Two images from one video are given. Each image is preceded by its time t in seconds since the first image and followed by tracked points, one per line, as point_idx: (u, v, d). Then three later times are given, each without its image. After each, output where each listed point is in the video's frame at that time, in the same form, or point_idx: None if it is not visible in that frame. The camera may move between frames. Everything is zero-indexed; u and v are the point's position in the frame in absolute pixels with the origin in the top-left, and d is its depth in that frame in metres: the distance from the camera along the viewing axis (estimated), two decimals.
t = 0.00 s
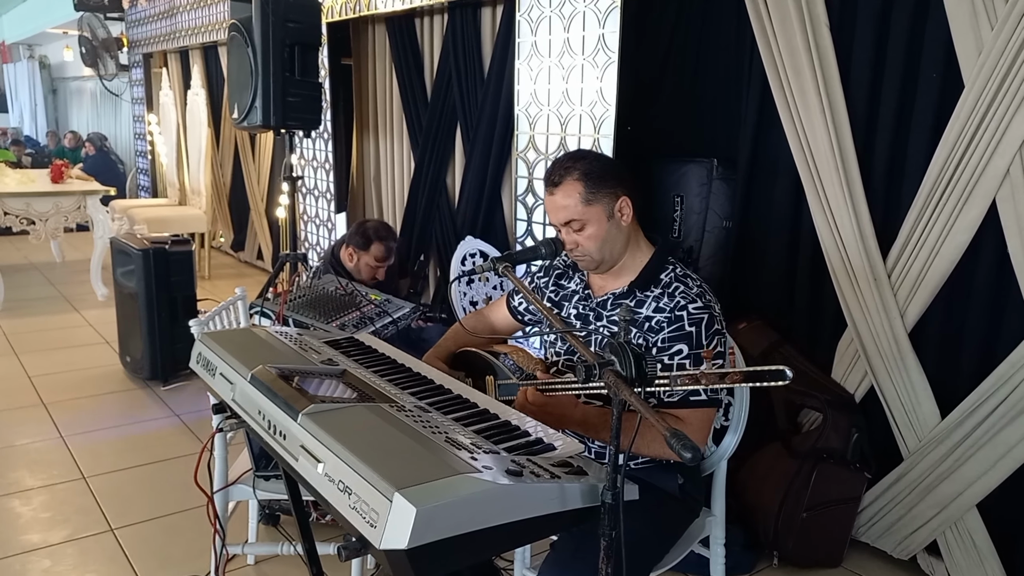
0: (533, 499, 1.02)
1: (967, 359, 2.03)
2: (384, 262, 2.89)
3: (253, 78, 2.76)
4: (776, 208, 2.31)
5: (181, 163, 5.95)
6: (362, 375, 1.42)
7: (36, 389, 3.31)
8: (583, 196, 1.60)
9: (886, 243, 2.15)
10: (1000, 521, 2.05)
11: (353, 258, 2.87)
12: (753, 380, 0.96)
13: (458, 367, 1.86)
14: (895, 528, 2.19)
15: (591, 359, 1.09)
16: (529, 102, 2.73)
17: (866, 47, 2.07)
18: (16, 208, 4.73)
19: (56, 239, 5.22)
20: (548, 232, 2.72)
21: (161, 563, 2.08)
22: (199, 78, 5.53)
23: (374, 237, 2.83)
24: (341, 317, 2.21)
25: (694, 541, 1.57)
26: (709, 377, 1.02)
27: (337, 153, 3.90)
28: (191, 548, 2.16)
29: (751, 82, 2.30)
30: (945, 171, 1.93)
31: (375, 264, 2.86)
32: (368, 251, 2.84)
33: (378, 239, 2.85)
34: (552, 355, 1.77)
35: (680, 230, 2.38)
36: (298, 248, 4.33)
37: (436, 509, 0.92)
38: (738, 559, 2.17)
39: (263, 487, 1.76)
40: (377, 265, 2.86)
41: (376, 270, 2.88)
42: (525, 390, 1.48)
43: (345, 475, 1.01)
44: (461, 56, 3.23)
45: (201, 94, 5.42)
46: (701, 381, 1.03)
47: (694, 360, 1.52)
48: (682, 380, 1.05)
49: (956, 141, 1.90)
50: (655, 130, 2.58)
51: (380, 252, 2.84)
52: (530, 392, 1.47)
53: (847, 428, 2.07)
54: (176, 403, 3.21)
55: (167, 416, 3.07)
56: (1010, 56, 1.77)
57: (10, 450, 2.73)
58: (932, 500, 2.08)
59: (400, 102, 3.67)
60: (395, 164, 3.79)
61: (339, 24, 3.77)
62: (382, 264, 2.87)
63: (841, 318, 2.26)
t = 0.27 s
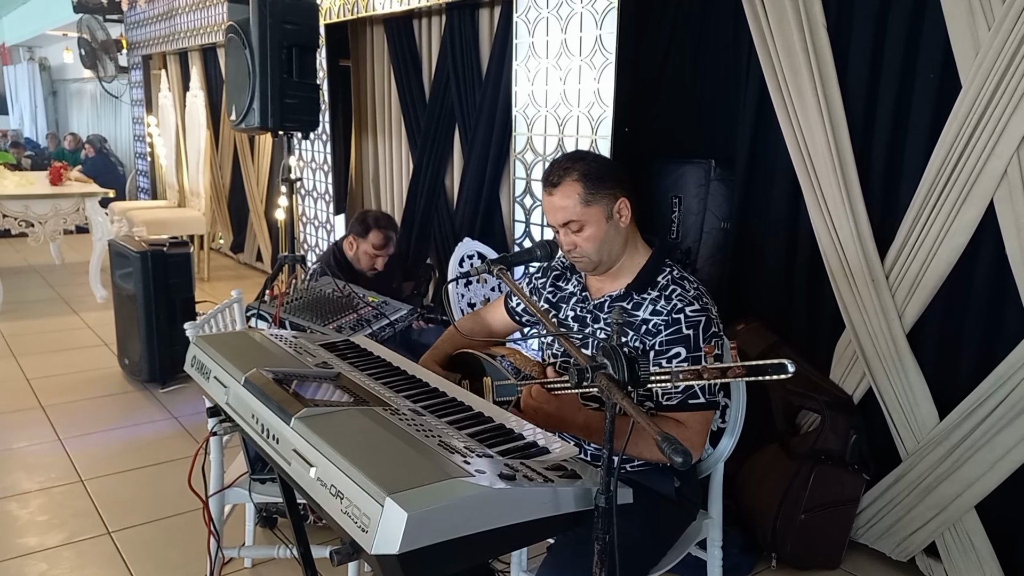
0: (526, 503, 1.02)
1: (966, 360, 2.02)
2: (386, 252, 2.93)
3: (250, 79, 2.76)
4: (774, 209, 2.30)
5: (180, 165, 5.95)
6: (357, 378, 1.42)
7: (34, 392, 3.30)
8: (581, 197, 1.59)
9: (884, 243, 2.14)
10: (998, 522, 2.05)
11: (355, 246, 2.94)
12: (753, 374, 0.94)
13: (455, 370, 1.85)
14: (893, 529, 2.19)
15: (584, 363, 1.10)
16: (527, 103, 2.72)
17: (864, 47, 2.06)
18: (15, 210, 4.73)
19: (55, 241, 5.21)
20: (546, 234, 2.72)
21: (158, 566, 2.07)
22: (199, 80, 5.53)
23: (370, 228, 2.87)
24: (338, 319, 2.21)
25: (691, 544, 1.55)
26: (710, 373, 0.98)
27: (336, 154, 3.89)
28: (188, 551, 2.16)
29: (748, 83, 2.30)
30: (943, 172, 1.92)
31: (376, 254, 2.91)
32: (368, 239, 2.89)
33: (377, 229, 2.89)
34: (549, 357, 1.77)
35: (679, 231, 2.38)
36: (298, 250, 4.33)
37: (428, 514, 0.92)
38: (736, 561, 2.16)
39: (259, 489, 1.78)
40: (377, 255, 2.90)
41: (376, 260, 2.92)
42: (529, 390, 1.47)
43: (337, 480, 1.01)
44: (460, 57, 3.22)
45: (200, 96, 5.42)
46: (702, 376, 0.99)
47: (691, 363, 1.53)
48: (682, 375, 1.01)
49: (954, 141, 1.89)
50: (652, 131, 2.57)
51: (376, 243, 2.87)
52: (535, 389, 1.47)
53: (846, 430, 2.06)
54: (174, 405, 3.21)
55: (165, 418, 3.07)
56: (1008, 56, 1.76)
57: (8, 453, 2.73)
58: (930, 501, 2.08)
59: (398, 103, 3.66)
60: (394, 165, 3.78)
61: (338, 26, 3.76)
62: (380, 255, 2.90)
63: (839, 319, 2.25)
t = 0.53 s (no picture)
0: (523, 504, 1.02)
1: (965, 360, 2.02)
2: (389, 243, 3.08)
3: (249, 80, 2.76)
4: (773, 209, 2.30)
5: (180, 166, 5.95)
6: (355, 379, 1.42)
7: (33, 393, 3.30)
8: (577, 200, 1.59)
9: (883, 244, 2.14)
10: (998, 522, 2.04)
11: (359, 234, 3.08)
12: (747, 378, 0.96)
13: (454, 371, 1.85)
14: (893, 530, 2.18)
15: (580, 364, 1.08)
16: (526, 104, 2.72)
17: (863, 47, 2.06)
18: (14, 211, 4.74)
19: (54, 243, 5.22)
20: (545, 234, 2.71)
21: (157, 567, 2.07)
22: (198, 81, 5.53)
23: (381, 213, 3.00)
24: (337, 320, 2.21)
25: (690, 544, 1.55)
26: (705, 377, 1.01)
27: (335, 155, 3.90)
28: (187, 552, 2.16)
29: (747, 84, 2.30)
30: (942, 172, 1.92)
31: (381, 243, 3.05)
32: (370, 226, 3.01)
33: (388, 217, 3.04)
34: (547, 358, 1.77)
35: (678, 231, 2.38)
36: (298, 251, 4.32)
37: (424, 515, 0.92)
38: (735, 561, 2.16)
39: (257, 490, 1.79)
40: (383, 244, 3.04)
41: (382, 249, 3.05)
42: (539, 391, 1.38)
43: (333, 481, 1.01)
44: (459, 57, 3.22)
45: (200, 97, 5.42)
46: (698, 379, 1.02)
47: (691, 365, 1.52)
48: (678, 379, 1.04)
49: (953, 141, 1.89)
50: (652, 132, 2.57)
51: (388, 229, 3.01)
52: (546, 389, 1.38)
53: (845, 430, 2.06)
54: (173, 406, 3.21)
55: (165, 419, 3.07)
56: (1007, 56, 1.76)
57: (7, 455, 2.73)
58: (930, 502, 2.08)
59: (397, 104, 3.66)
60: (393, 166, 3.78)
61: (337, 27, 3.76)
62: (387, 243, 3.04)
63: (839, 319, 2.25)
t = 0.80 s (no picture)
0: (523, 505, 1.02)
1: (966, 361, 2.02)
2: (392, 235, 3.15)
3: (250, 80, 2.76)
4: (773, 209, 2.30)
5: (180, 166, 5.95)
6: (354, 379, 1.42)
7: (33, 393, 3.31)
8: (580, 199, 1.58)
9: (883, 245, 2.14)
10: (998, 524, 2.04)
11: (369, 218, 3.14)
12: (749, 379, 0.95)
13: (453, 371, 1.85)
14: (892, 531, 2.18)
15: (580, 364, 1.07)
16: (526, 104, 2.72)
17: (863, 48, 2.06)
18: (14, 212, 4.74)
19: (54, 243, 5.22)
20: (545, 235, 2.71)
21: (157, 568, 2.07)
22: (198, 81, 5.53)
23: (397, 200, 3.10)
24: (337, 320, 2.21)
25: (690, 545, 1.54)
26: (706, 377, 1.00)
27: (335, 156, 3.90)
28: (186, 553, 2.16)
29: (748, 84, 2.30)
30: (942, 173, 1.92)
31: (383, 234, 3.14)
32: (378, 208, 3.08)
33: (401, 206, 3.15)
34: (546, 358, 1.77)
35: (678, 232, 2.38)
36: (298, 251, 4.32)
37: (424, 516, 0.91)
38: (735, 562, 2.16)
39: (257, 491, 1.79)
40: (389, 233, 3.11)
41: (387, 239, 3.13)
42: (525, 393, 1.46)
43: (333, 482, 1.01)
44: (459, 58, 3.22)
45: (200, 97, 5.43)
46: (699, 381, 1.01)
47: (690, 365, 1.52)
48: (680, 381, 1.04)
49: (953, 142, 1.89)
50: (653, 132, 2.57)
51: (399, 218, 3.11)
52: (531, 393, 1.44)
53: (845, 431, 2.06)
54: (173, 406, 3.21)
55: (164, 420, 3.06)
56: (1007, 56, 1.76)
57: (6, 455, 2.73)
58: (930, 503, 2.07)
59: (398, 104, 3.66)
60: (393, 166, 3.78)
61: (337, 27, 3.76)
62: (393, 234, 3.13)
63: (839, 320, 2.25)
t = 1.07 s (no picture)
0: (524, 507, 1.02)
1: (966, 363, 2.02)
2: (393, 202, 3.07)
3: (250, 81, 2.75)
4: (774, 211, 2.30)
5: (180, 166, 5.95)
6: (356, 381, 1.42)
7: (33, 394, 3.31)
8: (585, 201, 1.58)
9: (883, 246, 2.14)
10: (998, 525, 2.04)
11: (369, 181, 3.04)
12: (750, 390, 1.01)
13: (454, 373, 1.84)
14: (892, 533, 2.18)
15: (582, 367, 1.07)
16: (527, 105, 2.72)
17: (864, 49, 2.06)
18: (14, 212, 4.75)
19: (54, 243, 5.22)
20: (546, 236, 2.71)
21: (157, 568, 2.07)
22: (199, 81, 5.54)
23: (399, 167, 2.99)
24: (338, 321, 2.21)
25: (690, 546, 1.54)
26: (708, 388, 1.04)
27: (336, 156, 3.90)
28: (187, 553, 2.16)
29: (748, 86, 2.30)
30: (943, 175, 1.92)
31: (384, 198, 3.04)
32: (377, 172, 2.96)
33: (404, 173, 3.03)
34: (547, 360, 1.76)
35: (678, 233, 2.38)
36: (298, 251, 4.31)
37: (425, 518, 0.91)
38: (735, 563, 2.16)
39: (258, 492, 1.79)
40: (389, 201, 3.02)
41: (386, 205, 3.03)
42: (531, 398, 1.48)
43: (334, 484, 1.01)
44: (460, 59, 3.22)
45: (200, 97, 5.43)
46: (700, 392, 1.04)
47: (695, 366, 1.52)
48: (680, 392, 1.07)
49: (954, 144, 1.89)
50: (653, 133, 2.58)
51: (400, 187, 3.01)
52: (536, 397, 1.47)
53: (846, 433, 2.06)
54: (173, 407, 3.21)
55: (164, 421, 3.06)
56: (1008, 58, 1.76)
57: (7, 455, 2.73)
58: (930, 504, 2.07)
59: (398, 105, 3.67)
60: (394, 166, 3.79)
61: (337, 27, 3.76)
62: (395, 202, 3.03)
63: (840, 322, 2.25)
